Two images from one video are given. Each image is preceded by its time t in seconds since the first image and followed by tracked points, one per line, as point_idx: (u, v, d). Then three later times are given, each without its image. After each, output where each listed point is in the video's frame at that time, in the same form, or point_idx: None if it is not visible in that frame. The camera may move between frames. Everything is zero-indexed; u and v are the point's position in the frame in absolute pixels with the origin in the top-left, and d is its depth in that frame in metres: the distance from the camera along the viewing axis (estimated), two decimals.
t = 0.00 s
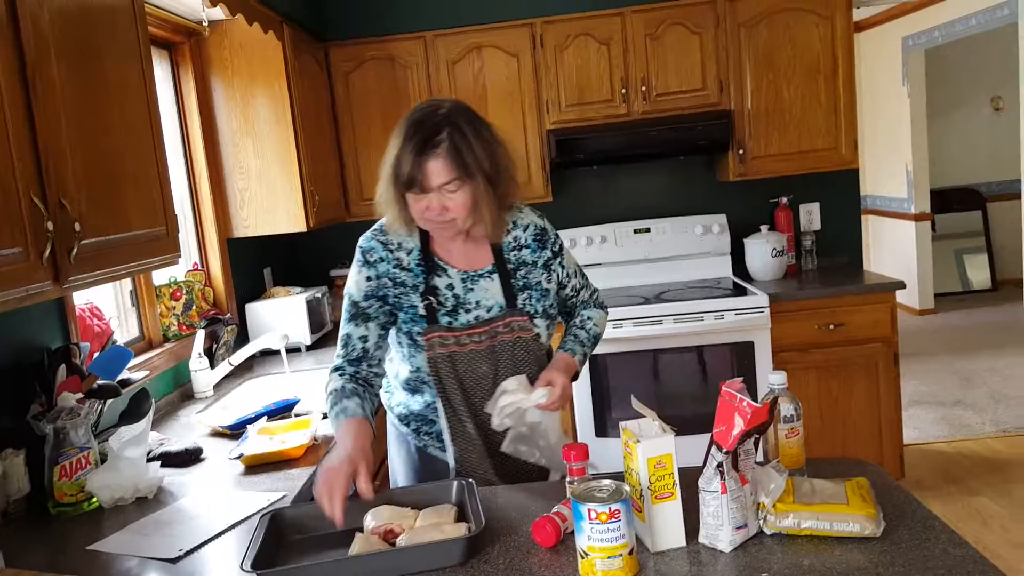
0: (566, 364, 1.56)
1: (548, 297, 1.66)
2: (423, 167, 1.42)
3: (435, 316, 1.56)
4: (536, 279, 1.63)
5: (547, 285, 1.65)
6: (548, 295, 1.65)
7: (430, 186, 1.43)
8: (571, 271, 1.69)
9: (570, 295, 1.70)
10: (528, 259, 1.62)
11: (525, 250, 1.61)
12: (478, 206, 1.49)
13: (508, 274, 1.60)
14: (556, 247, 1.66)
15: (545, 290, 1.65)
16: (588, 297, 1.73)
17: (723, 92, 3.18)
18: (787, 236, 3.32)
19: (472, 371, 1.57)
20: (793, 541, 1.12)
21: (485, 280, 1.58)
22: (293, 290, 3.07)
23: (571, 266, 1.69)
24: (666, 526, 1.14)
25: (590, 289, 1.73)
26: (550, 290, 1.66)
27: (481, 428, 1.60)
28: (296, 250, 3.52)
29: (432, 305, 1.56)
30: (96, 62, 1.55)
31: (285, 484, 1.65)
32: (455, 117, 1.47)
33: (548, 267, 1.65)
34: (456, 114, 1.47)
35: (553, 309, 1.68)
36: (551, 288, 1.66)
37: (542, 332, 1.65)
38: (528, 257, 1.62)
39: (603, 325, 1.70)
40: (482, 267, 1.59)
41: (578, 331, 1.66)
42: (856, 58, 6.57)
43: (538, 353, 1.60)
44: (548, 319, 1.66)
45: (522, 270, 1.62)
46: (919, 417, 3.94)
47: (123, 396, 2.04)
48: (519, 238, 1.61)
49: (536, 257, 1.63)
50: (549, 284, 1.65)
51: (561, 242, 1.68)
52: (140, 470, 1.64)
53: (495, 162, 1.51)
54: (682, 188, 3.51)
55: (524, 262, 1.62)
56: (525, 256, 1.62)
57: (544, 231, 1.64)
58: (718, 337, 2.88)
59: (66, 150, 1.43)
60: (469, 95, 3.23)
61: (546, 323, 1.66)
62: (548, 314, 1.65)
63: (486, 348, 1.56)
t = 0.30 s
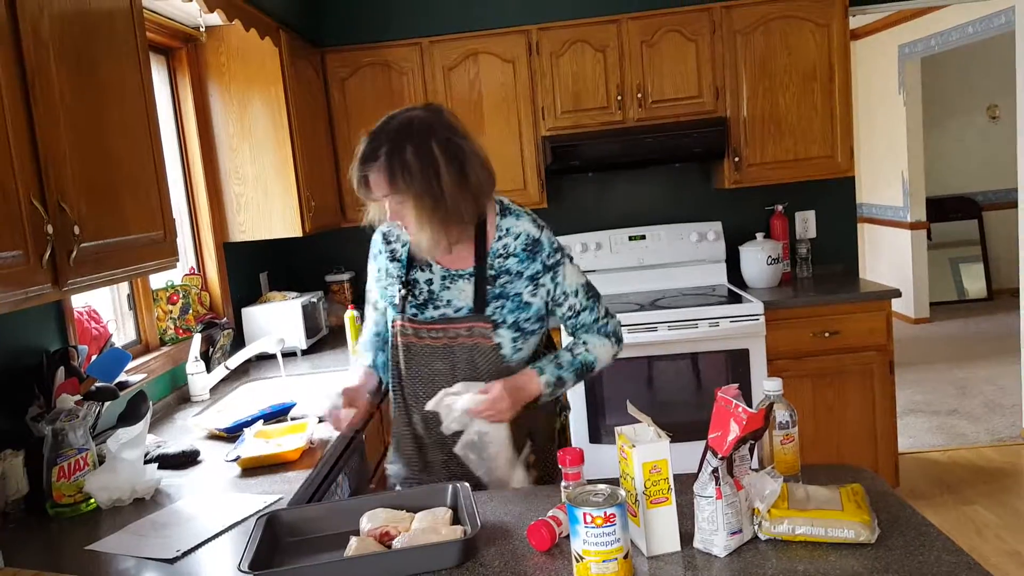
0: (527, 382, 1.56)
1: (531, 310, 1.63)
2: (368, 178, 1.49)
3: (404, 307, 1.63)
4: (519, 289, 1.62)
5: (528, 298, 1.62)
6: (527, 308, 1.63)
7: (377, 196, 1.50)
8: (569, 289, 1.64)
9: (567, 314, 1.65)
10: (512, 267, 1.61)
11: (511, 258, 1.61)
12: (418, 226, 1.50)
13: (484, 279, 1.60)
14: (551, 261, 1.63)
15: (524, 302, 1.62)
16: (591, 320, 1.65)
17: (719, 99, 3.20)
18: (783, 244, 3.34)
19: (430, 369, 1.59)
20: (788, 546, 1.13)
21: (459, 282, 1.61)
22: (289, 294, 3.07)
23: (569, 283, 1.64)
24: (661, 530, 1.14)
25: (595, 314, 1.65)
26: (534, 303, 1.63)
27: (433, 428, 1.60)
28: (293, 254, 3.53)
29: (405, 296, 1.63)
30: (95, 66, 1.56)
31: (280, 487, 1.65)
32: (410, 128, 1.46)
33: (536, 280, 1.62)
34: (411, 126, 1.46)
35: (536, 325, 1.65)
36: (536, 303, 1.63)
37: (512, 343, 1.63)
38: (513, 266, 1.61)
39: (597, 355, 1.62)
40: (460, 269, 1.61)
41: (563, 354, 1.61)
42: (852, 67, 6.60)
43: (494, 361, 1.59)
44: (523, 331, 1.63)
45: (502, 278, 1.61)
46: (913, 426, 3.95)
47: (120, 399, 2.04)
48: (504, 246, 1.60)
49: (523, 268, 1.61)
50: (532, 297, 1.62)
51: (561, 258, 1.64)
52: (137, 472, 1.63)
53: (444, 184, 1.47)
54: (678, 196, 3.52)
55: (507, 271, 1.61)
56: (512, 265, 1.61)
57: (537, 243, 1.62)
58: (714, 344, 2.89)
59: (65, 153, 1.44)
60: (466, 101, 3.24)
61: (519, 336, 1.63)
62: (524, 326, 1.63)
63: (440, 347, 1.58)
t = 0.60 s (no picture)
0: (404, 410, 1.49)
1: (484, 323, 1.58)
2: (354, 184, 1.50)
3: (400, 307, 1.74)
4: (476, 300, 1.58)
5: (484, 311, 1.58)
6: (483, 322, 1.58)
7: (362, 200, 1.52)
8: (509, 310, 1.56)
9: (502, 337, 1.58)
10: (476, 278, 1.58)
11: (475, 267, 1.58)
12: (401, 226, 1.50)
13: (454, 287, 1.60)
14: (507, 276, 1.56)
15: (480, 316, 1.58)
16: (517, 350, 1.57)
17: (719, 100, 3.20)
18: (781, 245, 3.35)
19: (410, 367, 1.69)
20: (784, 544, 1.13)
21: (438, 287, 1.65)
22: (288, 294, 3.08)
23: (513, 303, 1.56)
24: (659, 528, 1.15)
25: (522, 346, 1.57)
26: (488, 317, 1.58)
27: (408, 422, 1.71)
28: (291, 253, 3.53)
29: (400, 296, 1.74)
30: (96, 65, 1.57)
31: (279, 485, 1.65)
32: (392, 135, 1.48)
33: (488, 293, 1.57)
34: (395, 132, 1.48)
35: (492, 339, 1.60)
36: (490, 316, 1.58)
37: (472, 353, 1.61)
38: (477, 277, 1.58)
39: (486, 395, 1.53)
40: (444, 275, 1.64)
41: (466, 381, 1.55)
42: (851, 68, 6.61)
43: (459, 366, 1.62)
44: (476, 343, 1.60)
45: (466, 287, 1.59)
46: (910, 426, 3.96)
47: (119, 397, 2.04)
48: (472, 256, 1.58)
49: (482, 279, 1.57)
50: (488, 311, 1.57)
51: (517, 275, 1.56)
52: (136, 470, 1.64)
53: (421, 186, 1.47)
54: (677, 196, 3.52)
55: (471, 281, 1.58)
56: (476, 276, 1.58)
57: (498, 257, 1.56)
58: (713, 344, 2.90)
59: (65, 152, 1.44)
60: (466, 101, 3.25)
61: (476, 347, 1.60)
62: (480, 340, 1.60)
63: (418, 348, 1.67)
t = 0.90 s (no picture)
0: (324, 432, 1.62)
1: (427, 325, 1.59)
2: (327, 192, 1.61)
3: (375, 305, 1.74)
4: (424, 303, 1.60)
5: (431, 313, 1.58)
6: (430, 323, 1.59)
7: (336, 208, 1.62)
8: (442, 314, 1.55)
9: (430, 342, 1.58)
10: (430, 283, 1.59)
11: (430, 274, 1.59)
12: (366, 229, 1.59)
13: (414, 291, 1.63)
14: (451, 282, 1.56)
15: (428, 317, 1.59)
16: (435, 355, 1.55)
17: (713, 108, 3.22)
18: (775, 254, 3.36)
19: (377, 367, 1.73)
20: (775, 553, 1.14)
21: (406, 289, 1.67)
22: (282, 297, 3.07)
23: (447, 308, 1.55)
24: (651, 536, 1.15)
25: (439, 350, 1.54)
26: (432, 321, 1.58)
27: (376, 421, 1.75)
28: (286, 257, 3.53)
29: (377, 294, 1.74)
30: (95, 68, 1.57)
31: (270, 489, 1.65)
32: (359, 146, 1.56)
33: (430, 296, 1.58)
34: (363, 143, 1.56)
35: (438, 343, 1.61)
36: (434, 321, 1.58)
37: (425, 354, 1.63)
38: (430, 282, 1.58)
39: (397, 400, 1.56)
40: (413, 278, 1.66)
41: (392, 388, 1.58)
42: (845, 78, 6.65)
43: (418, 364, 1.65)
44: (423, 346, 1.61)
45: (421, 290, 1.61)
46: (902, 436, 3.98)
47: (111, 398, 2.04)
48: (431, 262, 1.60)
49: (430, 284, 1.58)
50: (431, 313, 1.57)
51: (459, 283, 1.56)
52: (127, 473, 1.63)
53: (385, 195, 1.55)
54: (671, 204, 3.54)
55: (426, 285, 1.59)
56: (429, 281, 1.59)
57: (450, 263, 1.57)
58: (706, 351, 2.91)
59: (62, 155, 1.44)
60: (462, 106, 3.25)
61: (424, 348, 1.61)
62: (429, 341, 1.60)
63: (384, 349, 1.70)
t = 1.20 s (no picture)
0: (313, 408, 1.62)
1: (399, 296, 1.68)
2: (292, 172, 1.66)
3: (334, 287, 1.89)
4: (393, 274, 1.69)
5: (402, 284, 1.67)
6: (401, 294, 1.67)
7: (302, 187, 1.67)
8: (415, 284, 1.64)
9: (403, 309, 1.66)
10: (396, 256, 1.68)
11: (397, 247, 1.69)
12: (333, 205, 1.67)
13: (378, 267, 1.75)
14: (421, 253, 1.66)
15: (398, 288, 1.67)
16: (410, 321, 1.63)
17: (707, 97, 3.22)
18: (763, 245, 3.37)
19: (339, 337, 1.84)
20: (759, 543, 1.15)
21: (367, 269, 1.81)
22: (269, 281, 3.05)
23: (418, 277, 1.64)
24: (635, 525, 1.16)
25: (415, 316, 1.63)
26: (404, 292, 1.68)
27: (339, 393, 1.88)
28: (274, 240, 3.50)
29: (336, 277, 1.88)
30: (75, 47, 1.55)
31: (255, 473, 1.64)
32: (325, 124, 1.63)
33: (400, 268, 1.67)
34: (328, 121, 1.64)
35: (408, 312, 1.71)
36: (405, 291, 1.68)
37: (393, 324, 1.71)
38: (397, 255, 1.68)
39: (386, 369, 1.61)
40: (372, 258, 1.80)
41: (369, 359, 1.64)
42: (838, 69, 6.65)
43: (383, 335, 1.76)
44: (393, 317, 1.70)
45: (387, 264, 1.71)
46: (883, 426, 4.02)
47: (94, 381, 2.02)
48: (395, 237, 1.70)
49: (399, 256, 1.68)
50: (403, 285, 1.66)
51: (427, 253, 1.66)
52: (109, 457, 1.63)
53: (353, 167, 1.63)
54: (661, 193, 3.54)
55: (392, 259, 1.69)
56: (398, 254, 1.68)
57: (416, 235, 1.68)
58: (692, 341, 2.92)
59: (39, 135, 1.42)
60: (452, 91, 3.24)
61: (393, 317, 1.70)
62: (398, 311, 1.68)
63: (347, 324, 1.81)
